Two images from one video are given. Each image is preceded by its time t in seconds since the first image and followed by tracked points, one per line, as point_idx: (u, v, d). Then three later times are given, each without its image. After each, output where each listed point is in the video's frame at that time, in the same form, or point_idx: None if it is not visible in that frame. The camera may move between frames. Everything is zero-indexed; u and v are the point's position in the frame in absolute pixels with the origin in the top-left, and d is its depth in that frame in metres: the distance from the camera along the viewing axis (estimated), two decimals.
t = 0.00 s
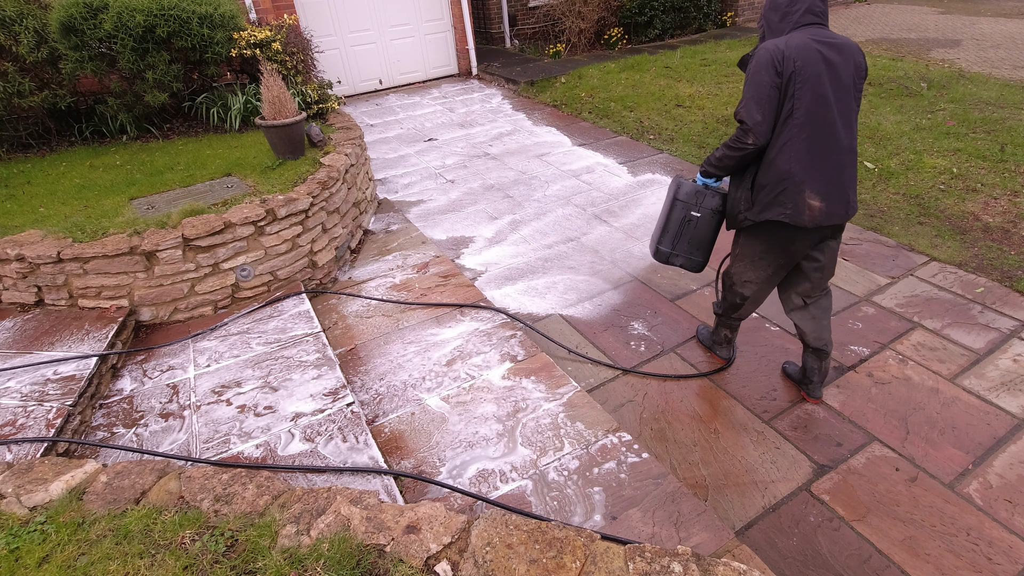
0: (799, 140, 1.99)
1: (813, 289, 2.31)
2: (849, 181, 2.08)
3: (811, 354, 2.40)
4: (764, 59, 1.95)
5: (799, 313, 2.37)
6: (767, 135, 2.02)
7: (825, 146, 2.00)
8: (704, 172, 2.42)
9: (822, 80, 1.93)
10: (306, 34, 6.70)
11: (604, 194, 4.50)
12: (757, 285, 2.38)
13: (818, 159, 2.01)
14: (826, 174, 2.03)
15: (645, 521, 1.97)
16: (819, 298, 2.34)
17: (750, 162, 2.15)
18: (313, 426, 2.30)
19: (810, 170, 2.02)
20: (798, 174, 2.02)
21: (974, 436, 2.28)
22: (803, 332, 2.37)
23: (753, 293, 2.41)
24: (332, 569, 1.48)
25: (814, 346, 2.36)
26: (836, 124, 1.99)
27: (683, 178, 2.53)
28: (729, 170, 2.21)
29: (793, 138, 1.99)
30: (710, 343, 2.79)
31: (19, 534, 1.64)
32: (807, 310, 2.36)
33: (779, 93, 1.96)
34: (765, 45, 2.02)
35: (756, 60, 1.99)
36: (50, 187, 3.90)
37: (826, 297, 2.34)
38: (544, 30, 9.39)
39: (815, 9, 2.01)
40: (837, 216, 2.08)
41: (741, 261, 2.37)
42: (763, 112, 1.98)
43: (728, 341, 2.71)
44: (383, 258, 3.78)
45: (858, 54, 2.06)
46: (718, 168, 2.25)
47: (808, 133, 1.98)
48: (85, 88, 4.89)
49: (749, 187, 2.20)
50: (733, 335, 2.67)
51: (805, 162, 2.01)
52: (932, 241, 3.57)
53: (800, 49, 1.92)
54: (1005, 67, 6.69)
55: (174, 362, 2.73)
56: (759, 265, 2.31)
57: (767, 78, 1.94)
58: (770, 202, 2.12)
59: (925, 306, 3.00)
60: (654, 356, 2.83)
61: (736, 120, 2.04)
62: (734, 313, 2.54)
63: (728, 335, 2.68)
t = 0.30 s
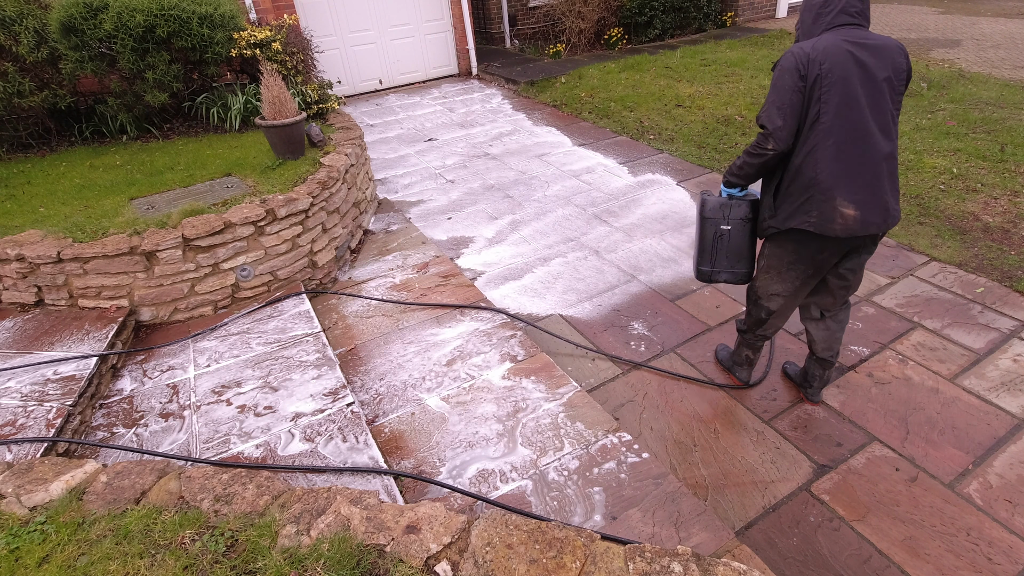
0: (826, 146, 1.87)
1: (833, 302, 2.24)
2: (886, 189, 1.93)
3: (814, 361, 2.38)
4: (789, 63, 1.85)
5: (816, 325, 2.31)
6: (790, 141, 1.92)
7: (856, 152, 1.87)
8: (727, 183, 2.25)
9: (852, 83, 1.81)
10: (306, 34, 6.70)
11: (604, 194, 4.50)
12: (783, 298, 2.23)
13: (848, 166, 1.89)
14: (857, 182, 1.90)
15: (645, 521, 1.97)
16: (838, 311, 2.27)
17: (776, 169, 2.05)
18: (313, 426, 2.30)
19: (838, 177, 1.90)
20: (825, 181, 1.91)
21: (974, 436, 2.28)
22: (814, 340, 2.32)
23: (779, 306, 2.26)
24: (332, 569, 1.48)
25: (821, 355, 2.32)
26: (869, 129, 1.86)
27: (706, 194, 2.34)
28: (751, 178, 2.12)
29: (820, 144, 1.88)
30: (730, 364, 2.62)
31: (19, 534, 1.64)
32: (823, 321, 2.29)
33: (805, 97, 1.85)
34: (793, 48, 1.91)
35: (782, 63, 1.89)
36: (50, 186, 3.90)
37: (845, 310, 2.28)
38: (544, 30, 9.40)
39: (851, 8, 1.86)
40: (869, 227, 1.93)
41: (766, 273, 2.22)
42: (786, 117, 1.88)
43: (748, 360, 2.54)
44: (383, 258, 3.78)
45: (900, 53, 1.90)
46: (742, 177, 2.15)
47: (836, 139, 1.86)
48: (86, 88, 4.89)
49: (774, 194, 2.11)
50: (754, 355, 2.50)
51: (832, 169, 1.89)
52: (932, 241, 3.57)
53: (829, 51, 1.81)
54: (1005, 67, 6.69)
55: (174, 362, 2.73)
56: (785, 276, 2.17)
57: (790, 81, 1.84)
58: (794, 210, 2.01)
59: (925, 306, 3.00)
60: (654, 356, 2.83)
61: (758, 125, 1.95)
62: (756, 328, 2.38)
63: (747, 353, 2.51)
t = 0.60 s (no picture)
0: (819, 153, 1.83)
1: (840, 313, 2.18)
2: (885, 198, 1.85)
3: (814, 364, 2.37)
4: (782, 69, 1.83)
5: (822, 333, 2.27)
6: (783, 149, 1.89)
7: (852, 160, 1.81)
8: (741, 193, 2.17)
9: (847, 89, 1.75)
10: (306, 34, 6.70)
11: (604, 194, 4.50)
12: (790, 316, 2.14)
13: (843, 174, 1.83)
14: (853, 191, 1.83)
15: (645, 521, 1.97)
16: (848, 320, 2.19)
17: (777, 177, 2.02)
18: (313, 426, 2.30)
19: (831, 185, 1.84)
20: (816, 189, 1.87)
21: (974, 436, 2.28)
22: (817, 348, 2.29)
23: (787, 324, 2.17)
24: (332, 569, 1.48)
25: (823, 360, 2.30)
26: (867, 136, 1.78)
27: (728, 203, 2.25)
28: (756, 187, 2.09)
29: (812, 151, 1.84)
30: (754, 398, 2.44)
31: (19, 534, 1.64)
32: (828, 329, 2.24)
33: (797, 104, 1.82)
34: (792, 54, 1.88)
35: (777, 69, 1.86)
36: (50, 187, 3.90)
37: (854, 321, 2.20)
38: (544, 30, 9.39)
39: (855, 12, 1.79)
40: (865, 236, 1.86)
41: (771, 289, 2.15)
42: (778, 125, 1.86)
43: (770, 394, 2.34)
44: (383, 258, 3.79)
45: (912, 55, 1.80)
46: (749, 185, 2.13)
47: (830, 146, 1.81)
48: (86, 88, 4.89)
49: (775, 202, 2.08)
50: (776, 390, 2.31)
51: (825, 178, 1.84)
52: (932, 241, 3.57)
53: (823, 57, 1.76)
54: (1005, 67, 6.69)
55: (174, 362, 2.73)
56: (788, 291, 2.10)
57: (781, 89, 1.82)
58: (787, 217, 1.98)
59: (925, 306, 3.00)
60: (655, 356, 2.83)
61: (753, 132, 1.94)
62: (768, 350, 2.27)
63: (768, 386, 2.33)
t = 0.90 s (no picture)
0: (819, 165, 1.79)
1: (837, 320, 2.13)
2: (886, 213, 1.81)
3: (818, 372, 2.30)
4: (785, 75, 1.79)
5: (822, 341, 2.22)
6: (784, 158, 1.85)
7: (852, 173, 1.77)
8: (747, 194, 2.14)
9: (850, 99, 1.71)
10: (306, 33, 6.70)
11: (604, 194, 4.50)
12: (785, 328, 2.14)
13: (843, 188, 1.79)
14: (852, 205, 1.80)
15: (646, 521, 1.97)
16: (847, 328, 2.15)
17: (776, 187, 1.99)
18: (313, 426, 2.30)
19: (830, 199, 1.81)
20: (814, 203, 1.83)
21: (974, 436, 2.28)
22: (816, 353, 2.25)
23: (783, 336, 2.16)
24: (332, 569, 1.48)
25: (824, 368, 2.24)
26: (869, 148, 1.74)
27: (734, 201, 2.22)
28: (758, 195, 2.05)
29: (812, 162, 1.80)
30: (754, 399, 2.44)
31: (19, 534, 1.64)
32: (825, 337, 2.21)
33: (799, 113, 1.78)
34: (795, 60, 1.84)
35: (780, 75, 1.82)
36: (50, 187, 3.90)
37: (852, 326, 2.15)
38: (544, 30, 9.39)
39: (858, 18, 1.76)
40: (863, 252, 1.83)
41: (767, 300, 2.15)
42: (779, 133, 1.82)
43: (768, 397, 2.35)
44: (383, 258, 3.79)
45: (916, 65, 1.76)
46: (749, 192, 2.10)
47: (830, 158, 1.77)
48: (86, 88, 4.89)
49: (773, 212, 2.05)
50: (773, 390, 2.31)
51: (824, 191, 1.81)
52: (933, 241, 3.57)
53: (827, 64, 1.71)
54: (1005, 67, 6.69)
55: (174, 362, 2.73)
56: (784, 304, 2.09)
57: (783, 96, 1.78)
58: (784, 229, 1.95)
59: (924, 306, 3.01)
60: (654, 356, 2.83)
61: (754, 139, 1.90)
62: (763, 358, 2.27)
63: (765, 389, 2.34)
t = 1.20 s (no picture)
0: (873, 183, 1.68)
1: (881, 356, 1.94)
2: (936, 234, 1.73)
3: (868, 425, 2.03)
4: (836, 85, 1.65)
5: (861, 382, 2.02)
6: (835, 176, 1.72)
7: (906, 191, 1.67)
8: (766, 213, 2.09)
9: (908, 113, 1.61)
10: (306, 33, 6.71)
11: (604, 194, 4.50)
12: (810, 343, 2.05)
13: (896, 207, 1.69)
14: (905, 226, 1.70)
15: (645, 521, 1.97)
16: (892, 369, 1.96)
17: (814, 206, 1.86)
18: (313, 426, 2.30)
19: (884, 220, 1.70)
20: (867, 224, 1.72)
21: (974, 436, 2.28)
22: (863, 402, 2.01)
23: (804, 351, 2.08)
24: (332, 569, 1.48)
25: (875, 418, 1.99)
26: (925, 166, 1.65)
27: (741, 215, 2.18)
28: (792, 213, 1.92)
29: (867, 180, 1.69)
30: (753, 398, 2.44)
31: (19, 534, 1.64)
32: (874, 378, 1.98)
33: (852, 127, 1.66)
34: (839, 70, 1.72)
35: (828, 85, 1.69)
36: (50, 186, 3.90)
37: (899, 366, 1.96)
38: (544, 30, 9.39)
39: (900, 28, 1.69)
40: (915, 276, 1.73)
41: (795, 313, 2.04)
42: (832, 148, 1.68)
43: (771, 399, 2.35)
44: (383, 258, 3.79)
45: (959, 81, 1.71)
46: (775, 209, 1.97)
47: (886, 175, 1.66)
48: (86, 88, 4.89)
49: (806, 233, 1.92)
50: (776, 393, 2.31)
51: (878, 211, 1.70)
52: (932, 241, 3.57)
53: (883, 75, 1.61)
54: (1005, 67, 6.69)
55: (174, 362, 2.73)
56: (816, 321, 1.99)
57: (837, 108, 1.65)
58: (830, 252, 1.82)
59: (924, 306, 3.01)
60: (654, 356, 2.83)
61: (798, 156, 1.76)
62: (779, 368, 2.20)
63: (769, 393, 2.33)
